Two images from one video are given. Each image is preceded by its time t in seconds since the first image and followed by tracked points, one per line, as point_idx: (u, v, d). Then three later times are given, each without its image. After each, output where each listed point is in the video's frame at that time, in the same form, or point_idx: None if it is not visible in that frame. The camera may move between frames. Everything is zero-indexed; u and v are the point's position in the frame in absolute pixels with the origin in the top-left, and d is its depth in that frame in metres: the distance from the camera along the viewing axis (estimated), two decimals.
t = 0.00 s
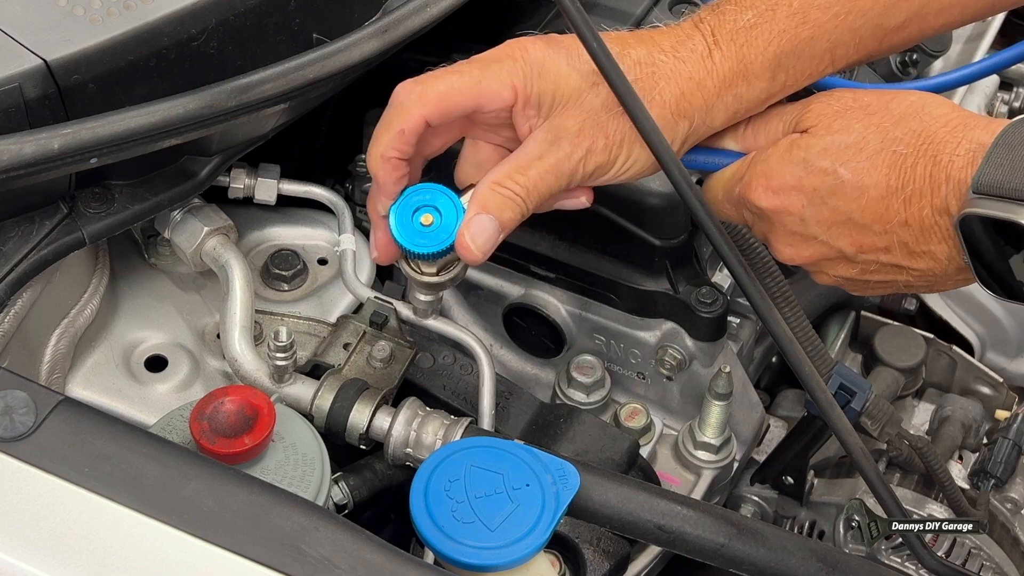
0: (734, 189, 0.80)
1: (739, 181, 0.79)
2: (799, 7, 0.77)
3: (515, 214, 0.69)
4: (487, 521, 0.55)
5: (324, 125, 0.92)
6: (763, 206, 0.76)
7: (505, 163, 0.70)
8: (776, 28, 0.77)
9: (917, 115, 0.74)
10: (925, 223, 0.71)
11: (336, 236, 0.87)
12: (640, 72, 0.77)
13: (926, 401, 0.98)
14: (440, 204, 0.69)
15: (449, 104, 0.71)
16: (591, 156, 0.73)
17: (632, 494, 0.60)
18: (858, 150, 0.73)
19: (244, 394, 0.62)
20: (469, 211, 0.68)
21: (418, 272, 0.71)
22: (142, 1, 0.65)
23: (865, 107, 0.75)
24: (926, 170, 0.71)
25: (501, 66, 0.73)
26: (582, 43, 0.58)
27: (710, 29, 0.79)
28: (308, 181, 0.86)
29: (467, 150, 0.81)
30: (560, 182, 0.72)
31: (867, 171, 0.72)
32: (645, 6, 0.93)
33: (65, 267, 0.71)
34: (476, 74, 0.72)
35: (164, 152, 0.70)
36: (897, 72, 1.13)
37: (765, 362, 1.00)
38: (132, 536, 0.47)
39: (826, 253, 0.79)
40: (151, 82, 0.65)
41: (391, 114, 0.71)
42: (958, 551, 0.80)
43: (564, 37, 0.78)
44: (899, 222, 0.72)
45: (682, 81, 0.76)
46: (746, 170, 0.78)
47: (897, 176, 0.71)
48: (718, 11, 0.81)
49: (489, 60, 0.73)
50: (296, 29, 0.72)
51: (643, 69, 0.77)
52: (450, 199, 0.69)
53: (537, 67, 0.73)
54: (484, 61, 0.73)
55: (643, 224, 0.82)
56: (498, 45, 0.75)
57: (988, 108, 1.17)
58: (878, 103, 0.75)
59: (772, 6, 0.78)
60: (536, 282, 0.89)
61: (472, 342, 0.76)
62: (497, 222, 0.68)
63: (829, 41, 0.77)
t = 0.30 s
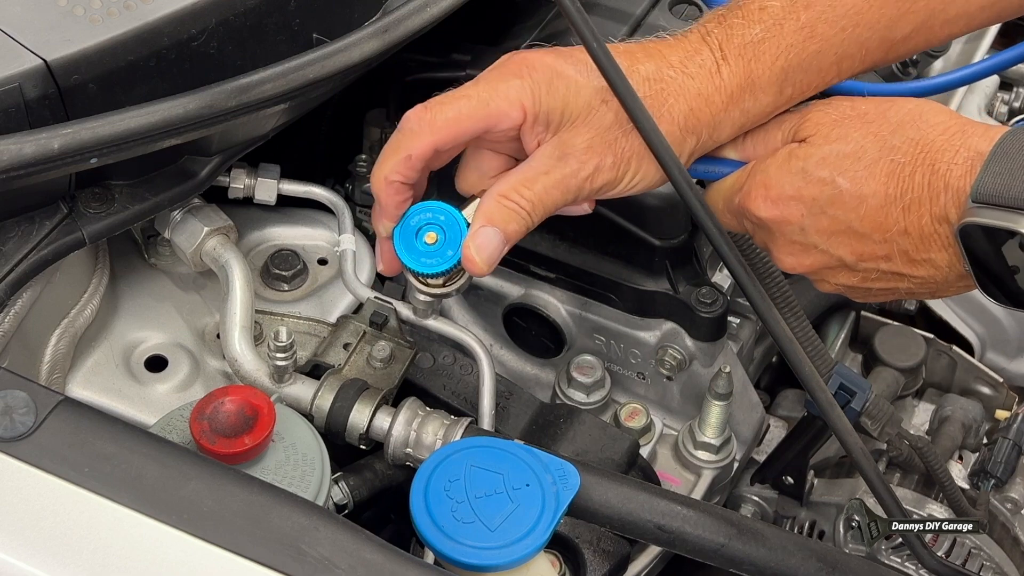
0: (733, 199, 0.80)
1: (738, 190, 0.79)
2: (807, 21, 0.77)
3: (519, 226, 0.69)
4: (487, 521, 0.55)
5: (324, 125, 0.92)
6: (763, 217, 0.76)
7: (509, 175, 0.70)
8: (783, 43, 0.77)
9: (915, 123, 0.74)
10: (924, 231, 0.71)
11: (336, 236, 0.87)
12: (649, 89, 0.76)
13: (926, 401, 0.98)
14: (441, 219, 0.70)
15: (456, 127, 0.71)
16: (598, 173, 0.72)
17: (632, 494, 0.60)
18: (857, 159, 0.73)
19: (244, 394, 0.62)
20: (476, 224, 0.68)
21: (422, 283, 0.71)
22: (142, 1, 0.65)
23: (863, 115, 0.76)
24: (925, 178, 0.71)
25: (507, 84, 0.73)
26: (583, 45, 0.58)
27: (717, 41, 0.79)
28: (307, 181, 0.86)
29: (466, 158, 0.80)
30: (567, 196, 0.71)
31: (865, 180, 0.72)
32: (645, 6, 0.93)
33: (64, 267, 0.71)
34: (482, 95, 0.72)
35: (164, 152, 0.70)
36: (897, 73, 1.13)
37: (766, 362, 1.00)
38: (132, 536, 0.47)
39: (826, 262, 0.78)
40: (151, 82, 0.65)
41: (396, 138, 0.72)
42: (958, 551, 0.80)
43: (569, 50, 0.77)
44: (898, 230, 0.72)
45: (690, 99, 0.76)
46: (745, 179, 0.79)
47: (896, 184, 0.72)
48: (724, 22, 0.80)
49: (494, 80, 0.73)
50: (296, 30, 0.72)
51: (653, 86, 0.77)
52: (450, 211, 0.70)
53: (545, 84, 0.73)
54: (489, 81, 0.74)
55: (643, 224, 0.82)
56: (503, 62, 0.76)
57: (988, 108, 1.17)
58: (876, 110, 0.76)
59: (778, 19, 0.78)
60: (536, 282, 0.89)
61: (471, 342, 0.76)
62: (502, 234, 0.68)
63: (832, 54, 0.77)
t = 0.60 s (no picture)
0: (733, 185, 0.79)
1: (737, 177, 0.79)
2: (802, 12, 0.77)
3: (512, 219, 0.69)
4: (487, 521, 0.55)
5: (324, 125, 0.92)
6: (760, 204, 0.76)
7: (504, 167, 0.70)
8: (779, 33, 0.76)
9: (911, 108, 0.73)
10: (921, 216, 0.72)
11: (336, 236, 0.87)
12: (642, 79, 0.76)
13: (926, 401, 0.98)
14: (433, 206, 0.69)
15: (445, 115, 0.71)
16: (592, 167, 0.73)
17: (631, 493, 0.60)
18: (853, 145, 0.73)
19: (244, 394, 0.62)
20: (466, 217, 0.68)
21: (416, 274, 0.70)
22: (142, 1, 0.65)
23: (858, 101, 0.75)
24: (921, 163, 0.71)
25: (498, 76, 0.73)
26: (582, 44, 0.58)
27: (712, 32, 0.78)
28: (307, 182, 0.86)
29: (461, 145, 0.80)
30: (560, 193, 0.71)
31: (862, 166, 0.72)
32: (645, 6, 0.93)
33: (65, 267, 0.71)
34: (472, 83, 0.72)
35: (164, 152, 0.70)
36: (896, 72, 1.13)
37: (766, 362, 1.00)
38: (132, 536, 0.47)
39: (824, 248, 0.79)
40: (151, 82, 0.65)
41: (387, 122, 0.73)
42: (958, 552, 0.80)
43: (564, 43, 0.77)
44: (896, 216, 0.73)
45: (683, 91, 0.76)
46: (741, 168, 0.79)
47: (892, 170, 0.72)
48: (720, 13, 0.80)
49: (487, 68, 0.74)
50: (296, 29, 0.72)
51: (646, 79, 0.76)
52: (443, 202, 0.69)
53: (536, 76, 0.73)
54: (483, 68, 0.74)
55: (643, 224, 0.82)
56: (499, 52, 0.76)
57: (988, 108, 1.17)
58: (873, 97, 0.75)
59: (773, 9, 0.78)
60: (536, 282, 0.89)
61: (472, 342, 0.76)
62: (495, 228, 0.68)
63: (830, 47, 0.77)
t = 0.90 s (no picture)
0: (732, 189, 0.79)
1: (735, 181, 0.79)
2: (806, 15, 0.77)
3: (502, 233, 0.73)
4: (487, 521, 0.55)
5: (324, 125, 0.92)
6: (762, 197, 0.76)
7: (492, 181, 0.72)
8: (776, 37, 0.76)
9: (905, 95, 0.76)
10: (923, 189, 0.72)
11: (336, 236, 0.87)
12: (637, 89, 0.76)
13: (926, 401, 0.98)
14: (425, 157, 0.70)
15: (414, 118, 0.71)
16: (577, 182, 0.74)
17: (631, 494, 0.60)
18: (851, 129, 0.75)
19: (244, 394, 0.62)
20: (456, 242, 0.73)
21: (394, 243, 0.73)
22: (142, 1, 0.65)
23: (855, 95, 0.78)
24: (922, 135, 0.72)
25: (477, 89, 0.71)
26: (583, 44, 0.57)
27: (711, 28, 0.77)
28: (308, 182, 0.86)
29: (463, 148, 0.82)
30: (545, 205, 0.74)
31: (861, 147, 0.74)
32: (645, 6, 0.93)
33: (64, 267, 0.71)
34: (452, 95, 0.71)
35: (164, 152, 0.70)
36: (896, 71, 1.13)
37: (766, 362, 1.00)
38: (132, 536, 0.47)
39: (831, 241, 0.78)
40: (151, 82, 0.65)
41: (368, 118, 0.73)
42: (958, 552, 0.80)
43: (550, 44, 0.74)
44: (899, 193, 0.73)
45: (676, 102, 0.76)
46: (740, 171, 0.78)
47: (892, 146, 0.73)
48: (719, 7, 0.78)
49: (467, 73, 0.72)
50: (296, 29, 0.72)
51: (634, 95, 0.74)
52: (430, 156, 0.70)
53: (514, 94, 0.71)
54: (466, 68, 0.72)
55: (643, 224, 0.82)
56: (484, 49, 0.74)
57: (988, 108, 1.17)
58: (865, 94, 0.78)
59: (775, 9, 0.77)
60: (536, 282, 0.89)
61: (472, 342, 0.76)
62: (485, 242, 0.74)
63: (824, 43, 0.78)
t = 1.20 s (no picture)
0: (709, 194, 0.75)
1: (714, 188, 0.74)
2: None
3: (450, 254, 0.69)
4: (487, 521, 0.55)
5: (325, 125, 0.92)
6: (742, 198, 0.72)
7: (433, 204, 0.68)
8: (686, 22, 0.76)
9: (891, 94, 0.71)
10: (901, 170, 0.66)
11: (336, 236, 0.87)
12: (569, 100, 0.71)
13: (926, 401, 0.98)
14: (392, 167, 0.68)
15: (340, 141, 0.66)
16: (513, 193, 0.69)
17: (632, 494, 0.60)
18: (830, 124, 0.71)
19: (244, 394, 0.62)
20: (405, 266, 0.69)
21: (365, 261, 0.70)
22: (142, 1, 0.65)
23: (840, 100, 0.74)
24: (900, 122, 0.67)
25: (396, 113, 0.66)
26: (583, 44, 0.57)
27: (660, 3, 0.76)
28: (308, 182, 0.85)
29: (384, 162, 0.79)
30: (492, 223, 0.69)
31: (839, 137, 0.69)
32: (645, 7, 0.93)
33: (65, 267, 0.71)
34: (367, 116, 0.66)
35: (164, 152, 0.70)
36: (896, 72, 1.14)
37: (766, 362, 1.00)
38: (132, 536, 0.47)
39: (813, 240, 0.72)
40: (151, 82, 0.65)
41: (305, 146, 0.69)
42: (958, 551, 0.80)
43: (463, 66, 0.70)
44: (878, 180, 0.67)
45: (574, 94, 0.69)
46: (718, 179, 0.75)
47: (870, 135, 0.68)
48: None
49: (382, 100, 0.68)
50: (296, 29, 0.72)
51: (546, 100, 0.69)
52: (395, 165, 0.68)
53: (434, 119, 0.66)
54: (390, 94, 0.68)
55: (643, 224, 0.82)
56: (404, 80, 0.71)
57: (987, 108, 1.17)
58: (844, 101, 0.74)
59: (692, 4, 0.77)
60: (536, 282, 0.89)
61: (472, 342, 0.76)
62: (434, 267, 0.69)
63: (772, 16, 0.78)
